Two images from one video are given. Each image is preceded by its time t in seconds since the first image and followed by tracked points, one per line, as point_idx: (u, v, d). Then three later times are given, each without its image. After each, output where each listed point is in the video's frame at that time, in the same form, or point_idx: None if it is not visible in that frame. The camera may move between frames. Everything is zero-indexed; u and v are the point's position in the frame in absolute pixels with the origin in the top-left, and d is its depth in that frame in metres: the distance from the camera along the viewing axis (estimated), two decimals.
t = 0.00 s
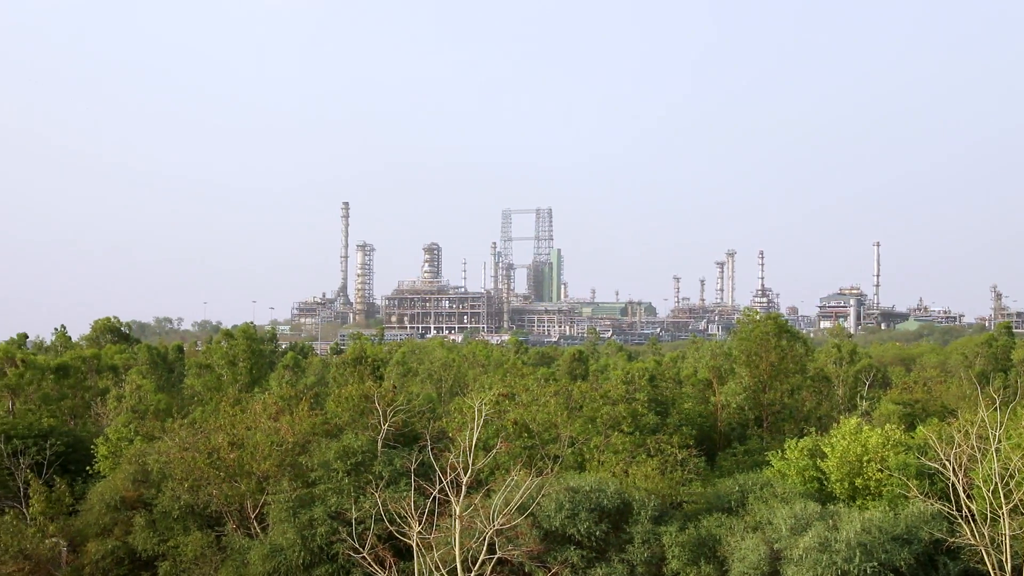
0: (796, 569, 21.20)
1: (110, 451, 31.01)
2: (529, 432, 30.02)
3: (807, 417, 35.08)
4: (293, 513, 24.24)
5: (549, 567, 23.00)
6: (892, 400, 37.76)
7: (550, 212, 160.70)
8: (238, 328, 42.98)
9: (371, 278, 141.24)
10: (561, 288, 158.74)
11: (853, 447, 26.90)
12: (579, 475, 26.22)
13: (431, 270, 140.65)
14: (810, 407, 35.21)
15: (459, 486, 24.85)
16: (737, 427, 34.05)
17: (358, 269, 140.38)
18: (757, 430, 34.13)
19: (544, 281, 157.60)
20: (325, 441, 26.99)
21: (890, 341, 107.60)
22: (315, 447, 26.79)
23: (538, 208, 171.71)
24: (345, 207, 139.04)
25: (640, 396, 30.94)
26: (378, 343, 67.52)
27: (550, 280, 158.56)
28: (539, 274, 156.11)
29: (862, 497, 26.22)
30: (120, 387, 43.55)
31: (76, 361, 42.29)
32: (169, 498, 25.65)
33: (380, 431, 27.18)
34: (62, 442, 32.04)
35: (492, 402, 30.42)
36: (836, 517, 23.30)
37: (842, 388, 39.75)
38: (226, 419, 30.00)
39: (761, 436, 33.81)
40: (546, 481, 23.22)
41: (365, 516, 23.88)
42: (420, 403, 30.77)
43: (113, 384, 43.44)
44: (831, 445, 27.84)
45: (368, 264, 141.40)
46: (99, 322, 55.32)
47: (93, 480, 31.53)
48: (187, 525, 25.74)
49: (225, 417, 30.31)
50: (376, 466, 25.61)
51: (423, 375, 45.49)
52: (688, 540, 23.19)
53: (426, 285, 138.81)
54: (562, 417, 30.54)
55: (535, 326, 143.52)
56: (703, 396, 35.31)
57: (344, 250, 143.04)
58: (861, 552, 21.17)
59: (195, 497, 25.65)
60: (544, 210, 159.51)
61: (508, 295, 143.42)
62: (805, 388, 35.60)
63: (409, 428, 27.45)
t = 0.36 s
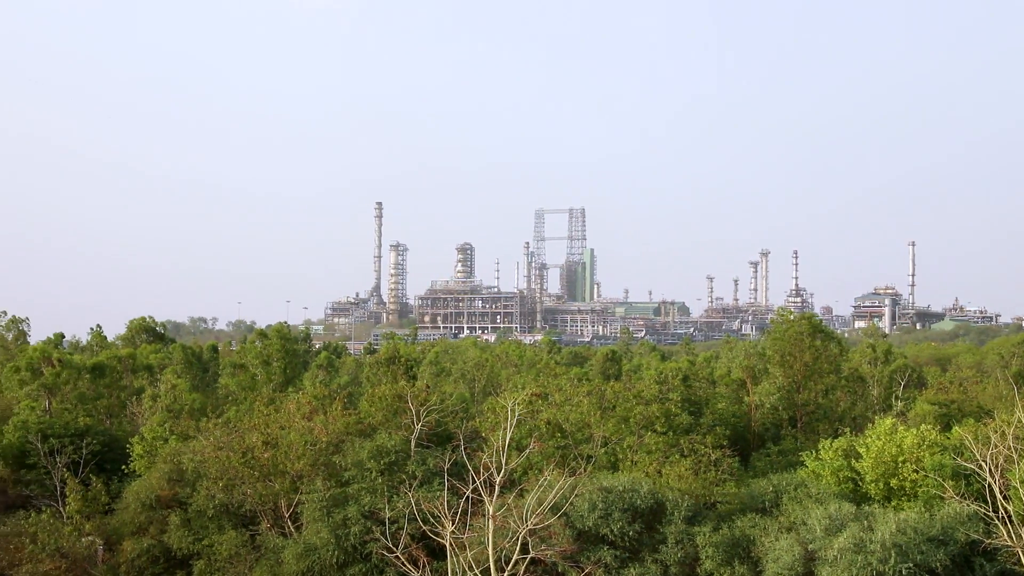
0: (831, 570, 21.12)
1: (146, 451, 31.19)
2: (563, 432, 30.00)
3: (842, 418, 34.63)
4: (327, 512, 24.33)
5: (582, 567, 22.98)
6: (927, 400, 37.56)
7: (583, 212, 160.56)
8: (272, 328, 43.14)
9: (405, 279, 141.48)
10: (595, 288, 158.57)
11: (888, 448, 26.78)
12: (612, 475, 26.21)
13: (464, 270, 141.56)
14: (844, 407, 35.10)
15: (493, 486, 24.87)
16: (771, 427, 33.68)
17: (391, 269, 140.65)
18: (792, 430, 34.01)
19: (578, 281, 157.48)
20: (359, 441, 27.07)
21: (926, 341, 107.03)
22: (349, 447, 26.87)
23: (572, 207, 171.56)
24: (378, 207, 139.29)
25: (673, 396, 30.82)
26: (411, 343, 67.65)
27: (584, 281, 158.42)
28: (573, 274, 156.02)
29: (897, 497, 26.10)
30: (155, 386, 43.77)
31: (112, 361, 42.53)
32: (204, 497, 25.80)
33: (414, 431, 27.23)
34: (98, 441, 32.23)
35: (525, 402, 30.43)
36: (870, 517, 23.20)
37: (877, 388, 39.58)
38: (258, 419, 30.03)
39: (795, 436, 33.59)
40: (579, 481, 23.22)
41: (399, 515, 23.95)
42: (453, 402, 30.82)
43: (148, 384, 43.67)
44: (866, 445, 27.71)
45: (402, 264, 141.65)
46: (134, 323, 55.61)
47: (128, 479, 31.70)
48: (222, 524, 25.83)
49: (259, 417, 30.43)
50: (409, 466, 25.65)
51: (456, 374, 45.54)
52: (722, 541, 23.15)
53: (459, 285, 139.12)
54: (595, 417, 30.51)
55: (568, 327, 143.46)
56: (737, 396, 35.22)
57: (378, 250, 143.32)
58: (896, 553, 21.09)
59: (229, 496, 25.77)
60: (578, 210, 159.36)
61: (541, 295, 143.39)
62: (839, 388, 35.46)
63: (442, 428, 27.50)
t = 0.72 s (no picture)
0: (864, 571, 21.03)
1: (179, 450, 31.34)
2: (593, 432, 29.99)
3: (875, 418, 34.37)
4: (358, 511, 24.41)
5: (613, 567, 22.98)
6: (960, 400, 37.37)
7: (614, 212, 160.40)
8: (304, 327, 43.29)
9: (436, 278, 141.67)
10: (627, 288, 158.39)
11: (921, 448, 26.64)
12: (643, 475, 26.21)
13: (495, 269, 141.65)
14: (877, 407, 34.94)
15: (524, 486, 24.88)
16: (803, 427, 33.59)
17: (422, 269, 140.90)
18: (824, 430, 33.91)
19: (608, 281, 157.23)
20: (390, 440, 27.14)
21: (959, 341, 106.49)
22: (380, 446, 26.94)
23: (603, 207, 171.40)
24: (409, 207, 139.60)
25: (704, 396, 30.75)
26: (442, 343, 67.73)
27: (615, 280, 158.23)
28: (604, 274, 155.94)
29: (930, 498, 25.98)
30: (187, 386, 43.97)
31: (145, 361, 42.76)
32: (236, 496, 25.94)
33: (444, 431, 27.28)
34: (131, 440, 32.42)
35: (556, 401, 30.43)
36: (904, 518, 23.10)
37: (910, 388, 39.41)
38: (289, 419, 30.00)
39: (828, 436, 33.46)
40: (610, 481, 23.22)
41: (430, 515, 24.01)
42: (484, 402, 30.85)
43: (181, 383, 43.86)
44: (899, 445, 27.59)
45: (433, 264, 141.84)
46: (167, 322, 55.90)
47: (162, 478, 31.84)
48: (254, 523, 26.01)
49: (291, 417, 30.56)
50: (441, 465, 25.66)
51: (487, 374, 45.58)
52: (753, 541, 23.10)
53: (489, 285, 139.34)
54: (626, 417, 30.44)
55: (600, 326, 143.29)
56: (769, 396, 35.14)
57: (409, 250, 143.54)
58: (930, 553, 20.98)
59: (261, 495, 25.89)
60: (609, 210, 159.27)
61: (572, 295, 143.34)
62: (872, 388, 35.30)
63: (473, 427, 27.53)
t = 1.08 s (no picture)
0: (893, 572, 20.93)
1: (208, 449, 31.46)
2: (621, 432, 29.95)
3: (903, 418, 34.12)
4: (387, 511, 24.44)
5: (641, 567, 22.96)
6: (991, 400, 37.15)
7: (642, 212, 160.18)
8: (332, 327, 43.41)
9: (463, 278, 141.81)
10: (654, 288, 158.15)
11: (951, 449, 26.48)
12: (671, 475, 26.17)
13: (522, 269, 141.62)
14: (907, 407, 34.77)
15: (552, 486, 24.85)
16: (832, 427, 33.51)
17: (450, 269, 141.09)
18: (853, 430, 33.76)
19: (636, 281, 156.95)
20: (418, 440, 27.18)
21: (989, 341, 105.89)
22: (408, 446, 26.97)
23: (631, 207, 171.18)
24: (436, 207, 139.79)
25: (732, 396, 30.69)
26: (470, 343, 67.76)
27: (643, 280, 158.00)
28: (631, 274, 155.77)
29: (960, 499, 25.83)
30: (216, 385, 44.14)
31: (174, 361, 42.95)
32: (265, 495, 26.03)
33: (472, 430, 27.29)
34: (161, 439, 32.57)
35: (584, 401, 30.41)
36: (934, 519, 22.97)
37: (940, 388, 39.21)
38: (317, 419, 30.03)
39: (857, 437, 33.32)
40: (638, 481, 23.18)
41: (458, 514, 24.02)
42: (511, 402, 30.85)
43: (210, 382, 44.03)
44: (929, 446, 27.44)
45: (461, 264, 141.95)
46: (196, 322, 56.12)
47: (191, 477, 31.97)
48: (283, 522, 26.03)
49: (319, 416, 30.66)
50: (469, 465, 25.65)
51: (515, 374, 45.56)
52: (782, 542, 23.03)
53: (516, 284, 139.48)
54: (654, 417, 30.38)
55: (627, 326, 143.07)
56: (797, 396, 35.03)
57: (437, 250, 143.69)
58: (960, 555, 20.85)
59: (290, 495, 25.98)
60: (637, 210, 159.13)
61: (600, 295, 143.21)
62: (902, 388, 35.13)
63: (501, 427, 27.53)
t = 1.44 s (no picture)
0: (923, 573, 20.83)
1: (237, 448, 31.57)
2: (650, 432, 29.88)
3: (934, 418, 33.93)
4: (415, 510, 24.47)
5: (669, 567, 22.95)
6: (1022, 401, 36.91)
7: (671, 211, 159.93)
8: (360, 327, 43.49)
9: (492, 278, 141.90)
10: (683, 288, 157.84)
11: (982, 449, 26.32)
12: (700, 475, 26.14)
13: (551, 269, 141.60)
14: (937, 407, 34.58)
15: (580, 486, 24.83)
16: (862, 427, 33.37)
17: (479, 269, 141.20)
18: (883, 431, 33.59)
19: (665, 281, 156.67)
20: (447, 439, 27.21)
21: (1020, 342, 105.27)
22: (436, 446, 27.00)
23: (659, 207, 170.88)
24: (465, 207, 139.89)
25: (762, 396, 30.61)
26: (498, 343, 67.75)
27: (671, 280, 157.70)
28: (660, 274, 155.50)
29: (991, 500, 25.68)
30: (246, 385, 44.29)
31: (204, 361, 43.13)
32: (294, 495, 26.11)
33: (500, 430, 27.30)
34: (191, 439, 32.70)
35: (612, 401, 30.37)
36: (965, 520, 22.85)
37: (971, 388, 38.98)
38: (346, 419, 30.06)
39: (887, 437, 33.16)
40: (667, 480, 23.15)
41: (486, 514, 24.05)
42: (540, 402, 30.82)
43: (239, 382, 44.18)
44: (960, 446, 27.29)
45: (490, 264, 142.01)
46: (225, 322, 56.32)
47: (220, 476, 32.08)
48: (312, 522, 26.09)
49: (348, 416, 30.75)
50: (497, 465, 25.64)
51: (543, 374, 45.54)
52: (812, 542, 22.96)
53: (545, 284, 139.47)
54: (682, 417, 30.31)
55: (656, 326, 142.79)
56: (827, 396, 34.90)
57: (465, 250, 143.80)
58: (991, 556, 20.74)
59: (319, 494, 26.04)
60: (665, 210, 158.92)
61: (629, 295, 143.02)
62: (932, 389, 34.93)
63: (529, 427, 27.52)
